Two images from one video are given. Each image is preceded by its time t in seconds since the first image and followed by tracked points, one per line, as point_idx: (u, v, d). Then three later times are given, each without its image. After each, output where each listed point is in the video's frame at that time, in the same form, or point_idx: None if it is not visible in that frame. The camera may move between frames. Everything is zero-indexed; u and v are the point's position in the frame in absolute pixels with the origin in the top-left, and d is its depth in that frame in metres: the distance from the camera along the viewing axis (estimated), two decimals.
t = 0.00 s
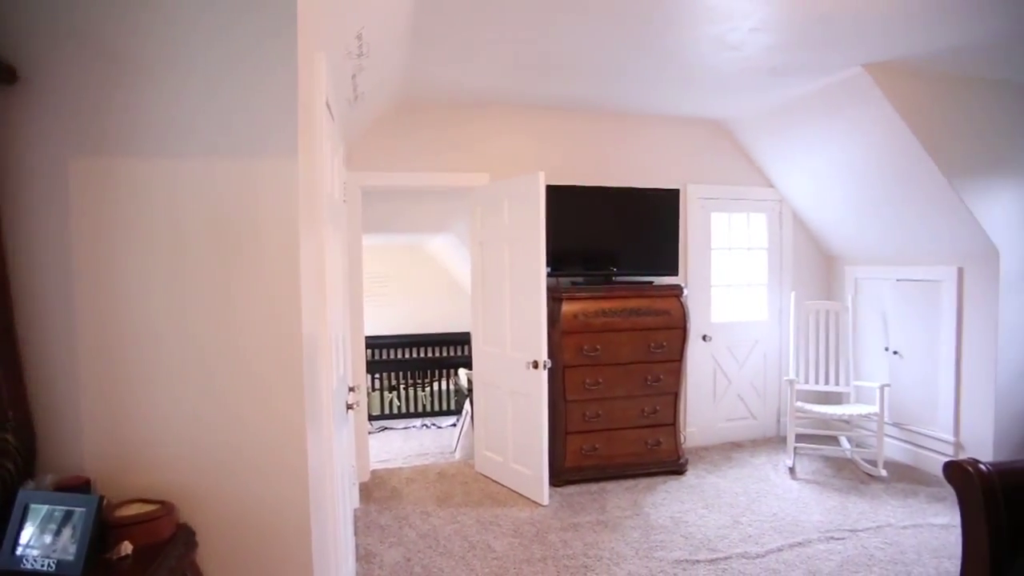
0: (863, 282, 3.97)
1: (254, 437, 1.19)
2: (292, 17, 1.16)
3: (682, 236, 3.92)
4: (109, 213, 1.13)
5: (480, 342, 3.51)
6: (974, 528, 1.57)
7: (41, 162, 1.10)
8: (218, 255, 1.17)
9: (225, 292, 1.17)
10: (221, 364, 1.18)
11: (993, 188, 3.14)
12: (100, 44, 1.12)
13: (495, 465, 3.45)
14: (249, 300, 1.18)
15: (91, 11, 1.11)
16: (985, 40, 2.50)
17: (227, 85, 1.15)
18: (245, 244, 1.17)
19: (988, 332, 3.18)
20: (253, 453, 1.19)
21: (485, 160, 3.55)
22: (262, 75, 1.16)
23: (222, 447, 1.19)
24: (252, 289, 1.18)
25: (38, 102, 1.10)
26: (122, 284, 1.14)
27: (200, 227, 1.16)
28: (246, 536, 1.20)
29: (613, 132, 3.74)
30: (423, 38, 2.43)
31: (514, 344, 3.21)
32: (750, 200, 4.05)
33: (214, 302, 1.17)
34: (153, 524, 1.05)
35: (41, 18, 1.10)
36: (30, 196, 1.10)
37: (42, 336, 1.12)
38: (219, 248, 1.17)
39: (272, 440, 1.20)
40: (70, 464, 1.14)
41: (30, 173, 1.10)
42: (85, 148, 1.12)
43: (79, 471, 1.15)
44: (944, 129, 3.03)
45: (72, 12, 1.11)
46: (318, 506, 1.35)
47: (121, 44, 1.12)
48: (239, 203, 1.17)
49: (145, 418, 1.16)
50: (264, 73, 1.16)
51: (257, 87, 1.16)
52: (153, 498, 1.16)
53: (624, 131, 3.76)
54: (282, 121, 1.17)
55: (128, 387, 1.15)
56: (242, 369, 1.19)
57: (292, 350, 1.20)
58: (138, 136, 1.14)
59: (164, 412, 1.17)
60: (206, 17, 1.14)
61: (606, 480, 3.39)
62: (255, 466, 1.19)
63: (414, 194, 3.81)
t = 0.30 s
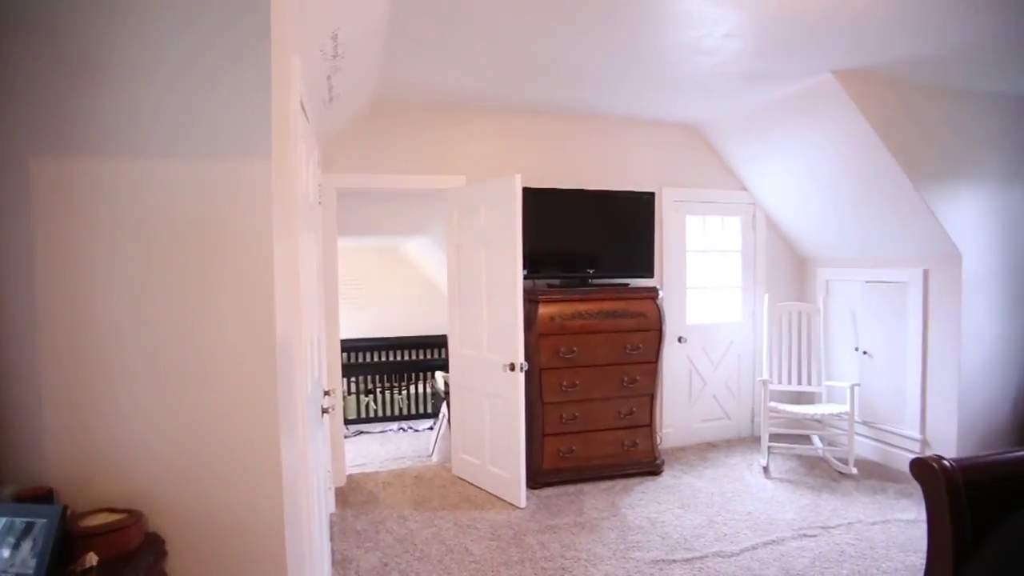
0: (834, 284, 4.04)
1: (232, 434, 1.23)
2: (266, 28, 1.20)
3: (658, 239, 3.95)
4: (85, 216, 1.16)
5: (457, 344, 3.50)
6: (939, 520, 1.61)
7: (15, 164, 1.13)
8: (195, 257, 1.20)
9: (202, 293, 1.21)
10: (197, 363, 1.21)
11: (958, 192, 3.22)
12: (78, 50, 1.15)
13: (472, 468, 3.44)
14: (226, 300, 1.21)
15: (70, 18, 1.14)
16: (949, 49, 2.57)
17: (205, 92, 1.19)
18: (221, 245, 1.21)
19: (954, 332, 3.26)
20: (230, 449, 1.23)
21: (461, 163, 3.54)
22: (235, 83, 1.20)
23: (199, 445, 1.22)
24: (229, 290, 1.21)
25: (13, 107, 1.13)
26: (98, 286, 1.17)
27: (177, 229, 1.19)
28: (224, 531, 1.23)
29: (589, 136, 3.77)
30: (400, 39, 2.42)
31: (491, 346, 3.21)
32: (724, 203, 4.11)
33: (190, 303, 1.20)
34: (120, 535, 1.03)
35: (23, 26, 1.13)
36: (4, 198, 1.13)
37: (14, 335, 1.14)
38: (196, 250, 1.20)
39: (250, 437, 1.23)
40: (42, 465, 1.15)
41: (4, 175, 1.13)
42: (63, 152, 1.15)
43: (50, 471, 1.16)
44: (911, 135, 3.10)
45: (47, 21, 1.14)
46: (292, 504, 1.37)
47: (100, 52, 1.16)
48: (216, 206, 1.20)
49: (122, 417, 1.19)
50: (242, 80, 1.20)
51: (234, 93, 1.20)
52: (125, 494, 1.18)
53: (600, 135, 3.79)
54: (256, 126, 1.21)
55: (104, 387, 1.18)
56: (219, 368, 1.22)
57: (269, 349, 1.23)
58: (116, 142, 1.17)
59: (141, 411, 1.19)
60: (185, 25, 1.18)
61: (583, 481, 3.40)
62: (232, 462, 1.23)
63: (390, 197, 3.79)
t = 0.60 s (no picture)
0: (805, 286, 4.12)
1: (201, 438, 1.20)
2: (236, 26, 1.18)
3: (633, 241, 3.99)
4: (46, 215, 1.13)
5: (432, 347, 3.48)
6: (904, 514, 1.65)
7: None
8: (162, 258, 1.18)
9: (169, 295, 1.18)
10: (165, 366, 1.19)
11: (923, 196, 3.31)
12: (38, 44, 1.12)
13: (448, 471, 3.42)
14: (194, 302, 1.19)
15: (29, 12, 1.12)
16: (914, 57, 2.64)
17: (171, 89, 1.17)
18: (190, 246, 1.19)
19: (919, 332, 3.35)
20: (199, 454, 1.21)
21: (436, 165, 3.53)
22: (206, 81, 1.18)
23: (166, 449, 1.19)
24: (197, 291, 1.19)
25: None
26: (60, 288, 1.14)
27: (143, 229, 1.17)
28: (193, 538, 1.21)
29: (564, 138, 3.79)
30: (375, 40, 2.40)
31: (466, 348, 3.21)
32: (698, 205, 4.16)
33: (157, 305, 1.18)
34: (84, 544, 1.01)
35: None
36: None
37: None
38: (164, 251, 1.18)
39: (220, 441, 1.21)
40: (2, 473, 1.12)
41: None
42: (21, 149, 1.11)
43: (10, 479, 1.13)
44: (878, 140, 3.18)
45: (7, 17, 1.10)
46: (264, 508, 1.35)
47: (61, 48, 1.13)
48: (184, 206, 1.18)
49: (85, 422, 1.16)
50: (210, 78, 1.18)
51: (202, 91, 1.18)
52: (89, 502, 1.16)
53: (574, 137, 3.81)
54: (226, 125, 1.19)
55: (66, 392, 1.15)
56: (187, 371, 1.20)
57: (239, 351, 1.21)
58: (78, 139, 1.14)
59: (105, 416, 1.16)
60: (150, 20, 1.16)
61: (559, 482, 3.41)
62: (202, 467, 1.21)
63: (364, 198, 3.76)
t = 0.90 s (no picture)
0: (782, 287, 4.18)
1: (179, 440, 1.19)
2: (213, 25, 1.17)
3: (613, 243, 4.01)
4: (17, 215, 1.10)
5: (413, 348, 3.47)
6: (878, 511, 1.68)
7: None
8: (137, 258, 1.16)
9: (146, 295, 1.17)
10: (140, 369, 1.17)
11: (895, 198, 3.38)
12: (3, 41, 1.09)
13: (429, 473, 3.41)
14: (171, 302, 1.18)
15: None
16: (886, 63, 2.70)
17: (145, 87, 1.15)
18: (167, 246, 1.17)
19: (893, 332, 3.42)
20: (179, 458, 1.19)
21: (416, 166, 3.52)
22: (182, 81, 1.17)
23: (144, 453, 1.18)
24: (175, 291, 1.18)
25: None
26: (31, 289, 1.11)
27: (117, 229, 1.15)
28: (171, 543, 1.20)
29: (545, 140, 3.80)
30: (355, 39, 2.39)
31: (446, 350, 3.20)
32: (677, 207, 4.20)
33: (132, 307, 1.16)
34: (54, 553, 0.99)
35: None
36: None
37: None
38: (140, 251, 1.16)
39: (198, 443, 1.20)
40: None
41: None
42: None
43: None
44: (852, 144, 3.24)
45: None
46: (242, 512, 1.34)
47: (32, 46, 1.11)
48: (160, 206, 1.16)
49: (56, 426, 1.13)
50: (183, 76, 1.17)
51: (176, 88, 1.17)
52: (61, 510, 1.14)
53: (554, 139, 3.82)
54: (203, 126, 1.18)
55: (37, 396, 1.12)
56: (165, 372, 1.18)
57: (216, 353, 1.20)
58: (47, 138, 1.12)
59: (78, 420, 1.14)
60: (122, 18, 1.14)
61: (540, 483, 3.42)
62: (180, 471, 1.19)
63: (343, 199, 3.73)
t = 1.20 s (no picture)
0: (756, 286, 4.24)
1: (146, 445, 1.17)
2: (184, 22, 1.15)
3: (590, 242, 4.03)
4: None
5: (390, 349, 3.44)
6: (848, 505, 1.72)
7: None
8: (106, 257, 1.14)
9: (114, 294, 1.14)
10: (109, 371, 1.15)
11: (864, 199, 3.46)
12: None
13: (406, 474, 3.39)
14: (141, 302, 1.15)
15: None
16: (854, 67, 2.77)
17: (113, 83, 1.13)
18: (135, 245, 1.15)
19: (862, 331, 3.50)
20: (147, 464, 1.17)
21: (392, 165, 3.50)
22: (152, 78, 1.14)
23: (112, 457, 1.15)
24: (144, 292, 1.15)
25: None
26: None
27: (83, 228, 1.12)
28: (137, 551, 1.17)
29: (521, 140, 3.81)
30: (330, 37, 2.37)
31: (423, 351, 3.18)
32: (653, 207, 4.23)
33: (100, 307, 1.14)
34: (17, 563, 0.96)
35: None
36: None
37: None
38: (109, 250, 1.14)
39: (168, 446, 1.18)
40: None
41: None
42: None
43: None
44: (823, 146, 3.30)
45: None
46: (215, 515, 1.32)
47: None
48: (129, 204, 1.14)
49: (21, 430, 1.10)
50: (153, 72, 1.14)
51: (146, 84, 1.14)
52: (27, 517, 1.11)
53: (530, 139, 3.83)
54: (174, 122, 1.16)
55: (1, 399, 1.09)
56: (133, 375, 1.16)
57: (188, 354, 1.18)
58: (11, 135, 1.09)
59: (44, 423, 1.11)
60: (91, 14, 1.12)
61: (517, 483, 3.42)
62: (149, 476, 1.17)
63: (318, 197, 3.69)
